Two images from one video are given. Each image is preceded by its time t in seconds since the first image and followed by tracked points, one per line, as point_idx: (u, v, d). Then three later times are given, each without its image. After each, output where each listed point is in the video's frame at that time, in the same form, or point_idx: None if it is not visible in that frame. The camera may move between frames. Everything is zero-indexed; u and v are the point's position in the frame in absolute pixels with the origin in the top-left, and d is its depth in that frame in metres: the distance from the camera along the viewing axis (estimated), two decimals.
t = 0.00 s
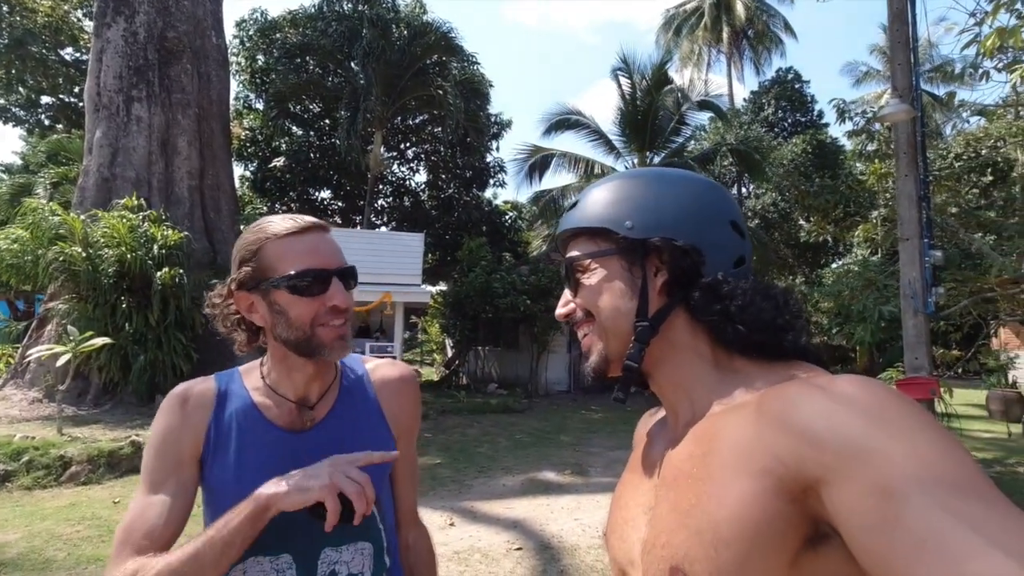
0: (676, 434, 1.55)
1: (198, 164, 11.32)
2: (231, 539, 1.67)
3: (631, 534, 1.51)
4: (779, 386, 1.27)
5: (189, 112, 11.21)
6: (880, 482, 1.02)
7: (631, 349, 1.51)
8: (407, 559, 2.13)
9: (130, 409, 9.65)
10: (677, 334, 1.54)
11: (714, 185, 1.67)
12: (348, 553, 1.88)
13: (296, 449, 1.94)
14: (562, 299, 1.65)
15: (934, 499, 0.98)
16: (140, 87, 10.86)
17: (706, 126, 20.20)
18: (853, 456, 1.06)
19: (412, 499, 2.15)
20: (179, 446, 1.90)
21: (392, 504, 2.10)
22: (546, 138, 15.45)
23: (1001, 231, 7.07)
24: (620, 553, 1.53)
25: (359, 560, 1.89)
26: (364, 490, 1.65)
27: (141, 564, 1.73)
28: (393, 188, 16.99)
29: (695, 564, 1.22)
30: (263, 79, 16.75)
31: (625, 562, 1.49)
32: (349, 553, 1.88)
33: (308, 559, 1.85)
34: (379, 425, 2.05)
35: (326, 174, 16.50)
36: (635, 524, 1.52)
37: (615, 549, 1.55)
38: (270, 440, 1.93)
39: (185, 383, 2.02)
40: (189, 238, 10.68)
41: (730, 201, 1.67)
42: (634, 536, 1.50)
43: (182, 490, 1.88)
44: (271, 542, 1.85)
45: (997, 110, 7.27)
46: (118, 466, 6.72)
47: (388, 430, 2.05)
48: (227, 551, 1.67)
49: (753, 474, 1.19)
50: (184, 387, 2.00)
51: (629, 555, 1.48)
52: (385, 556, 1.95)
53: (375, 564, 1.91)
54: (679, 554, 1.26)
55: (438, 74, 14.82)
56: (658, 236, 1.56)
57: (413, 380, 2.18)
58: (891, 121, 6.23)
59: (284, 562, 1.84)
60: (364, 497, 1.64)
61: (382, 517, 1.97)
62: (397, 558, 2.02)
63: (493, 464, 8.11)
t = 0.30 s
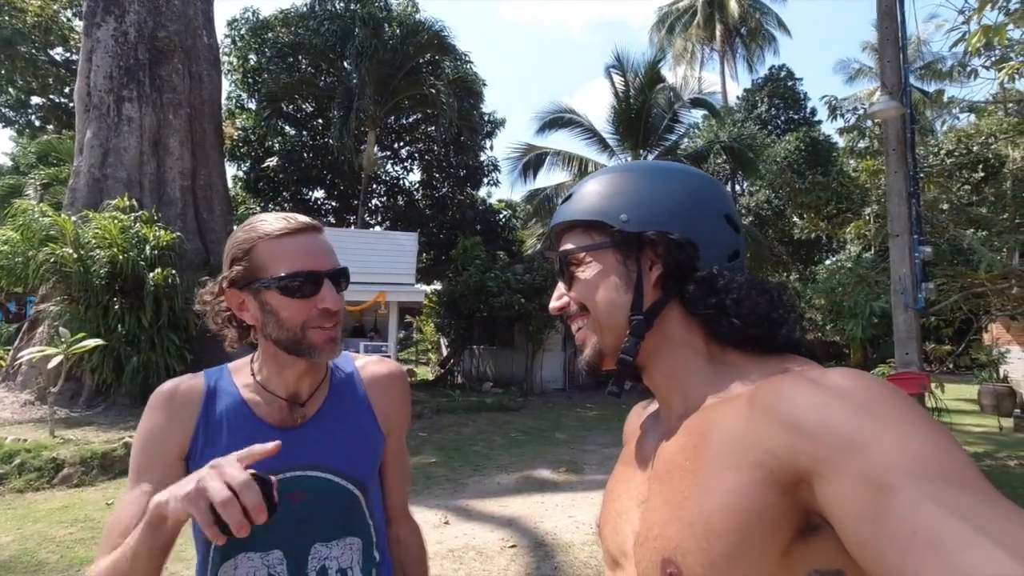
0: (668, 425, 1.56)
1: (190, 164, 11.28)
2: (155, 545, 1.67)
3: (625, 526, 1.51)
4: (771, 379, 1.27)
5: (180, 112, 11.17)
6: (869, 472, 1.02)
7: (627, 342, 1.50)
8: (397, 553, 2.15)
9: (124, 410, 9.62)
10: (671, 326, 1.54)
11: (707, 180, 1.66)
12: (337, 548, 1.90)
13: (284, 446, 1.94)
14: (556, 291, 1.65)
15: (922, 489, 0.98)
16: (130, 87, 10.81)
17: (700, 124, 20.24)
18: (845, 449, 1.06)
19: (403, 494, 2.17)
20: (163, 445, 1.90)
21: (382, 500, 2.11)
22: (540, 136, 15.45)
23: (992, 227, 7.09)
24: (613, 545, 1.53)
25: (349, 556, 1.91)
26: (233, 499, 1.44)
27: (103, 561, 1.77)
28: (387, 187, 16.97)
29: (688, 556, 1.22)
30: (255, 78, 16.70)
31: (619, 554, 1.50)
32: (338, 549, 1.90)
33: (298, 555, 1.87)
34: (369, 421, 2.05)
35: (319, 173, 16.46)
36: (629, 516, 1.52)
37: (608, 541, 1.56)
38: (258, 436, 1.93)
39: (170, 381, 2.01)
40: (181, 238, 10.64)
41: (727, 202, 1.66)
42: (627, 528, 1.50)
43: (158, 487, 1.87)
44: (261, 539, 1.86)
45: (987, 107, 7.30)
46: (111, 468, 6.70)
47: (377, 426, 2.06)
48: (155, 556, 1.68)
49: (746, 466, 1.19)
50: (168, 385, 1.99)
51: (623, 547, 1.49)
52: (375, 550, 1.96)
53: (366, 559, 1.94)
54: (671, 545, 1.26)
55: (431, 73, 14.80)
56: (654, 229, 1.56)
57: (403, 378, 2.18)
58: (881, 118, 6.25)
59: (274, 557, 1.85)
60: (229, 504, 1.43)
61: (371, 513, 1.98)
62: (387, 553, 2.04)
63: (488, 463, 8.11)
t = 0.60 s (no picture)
0: (664, 422, 1.56)
1: (185, 165, 11.26)
2: None
3: (617, 526, 1.52)
4: (773, 377, 1.27)
5: (176, 113, 11.15)
6: (872, 469, 1.02)
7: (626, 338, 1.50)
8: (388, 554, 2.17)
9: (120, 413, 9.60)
10: (669, 322, 1.55)
11: (708, 173, 1.66)
12: (331, 551, 1.93)
13: (279, 446, 1.94)
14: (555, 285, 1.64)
15: (925, 485, 0.98)
16: (125, 88, 10.79)
17: (696, 123, 20.26)
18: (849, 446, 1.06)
19: (396, 496, 2.16)
20: (151, 451, 1.91)
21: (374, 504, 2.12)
22: (536, 135, 15.43)
23: (988, 224, 7.08)
24: (604, 545, 1.54)
25: (342, 558, 1.95)
26: None
27: None
28: (383, 188, 16.95)
29: (689, 553, 1.22)
30: (251, 79, 16.68)
31: (610, 555, 1.50)
32: (332, 552, 1.93)
33: (291, 557, 1.90)
34: (364, 421, 2.05)
35: (315, 174, 16.44)
36: (621, 515, 1.52)
37: (596, 538, 1.57)
38: (254, 437, 1.93)
39: (160, 380, 2.00)
40: (177, 239, 10.62)
41: (729, 198, 1.66)
42: (620, 527, 1.51)
43: (140, 498, 1.93)
44: (256, 540, 1.89)
45: (981, 104, 7.32)
46: (107, 470, 6.68)
47: (371, 427, 2.06)
48: None
49: (747, 463, 1.19)
50: (158, 386, 1.98)
51: (616, 548, 1.49)
52: (367, 553, 2.01)
53: (356, 560, 1.98)
54: (672, 541, 1.27)
55: (427, 73, 14.80)
56: (653, 223, 1.55)
57: (397, 378, 2.18)
58: (874, 116, 6.26)
59: (267, 559, 1.88)
60: None
61: (365, 516, 2.00)
62: (376, 555, 2.07)
63: (485, 463, 8.10)
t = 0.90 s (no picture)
0: (651, 425, 1.56)
1: (184, 167, 11.27)
2: None
3: (606, 530, 1.51)
4: (761, 380, 1.27)
5: (173, 115, 11.14)
6: (859, 472, 1.02)
7: (621, 337, 1.50)
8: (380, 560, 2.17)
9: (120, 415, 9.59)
10: (661, 324, 1.55)
11: (695, 180, 1.67)
12: (322, 555, 1.94)
13: (271, 450, 1.95)
14: (546, 284, 1.64)
15: (910, 488, 0.98)
16: (123, 90, 10.79)
17: (695, 122, 20.27)
18: (836, 449, 1.06)
19: (387, 502, 2.18)
20: (144, 455, 1.91)
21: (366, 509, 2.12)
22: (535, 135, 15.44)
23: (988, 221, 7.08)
24: (592, 550, 1.53)
25: (333, 563, 1.95)
26: None
27: None
28: (382, 188, 16.95)
29: (674, 555, 1.21)
30: (249, 81, 16.67)
31: (599, 561, 1.49)
32: (323, 556, 1.94)
33: (281, 562, 1.90)
34: (356, 426, 2.06)
35: (314, 175, 16.45)
36: (609, 520, 1.52)
37: (585, 544, 1.56)
38: (243, 442, 1.94)
39: (151, 388, 2.00)
40: (176, 241, 10.62)
41: (715, 202, 1.68)
42: (608, 532, 1.51)
43: (145, 495, 1.93)
44: (246, 545, 1.89)
45: (979, 101, 7.31)
46: (106, 473, 6.69)
47: (364, 432, 2.07)
48: None
49: (735, 468, 1.19)
50: (149, 394, 1.98)
51: (604, 554, 1.48)
52: (357, 559, 2.02)
53: (347, 566, 1.98)
54: (657, 545, 1.26)
55: (426, 73, 14.84)
56: (650, 225, 1.56)
57: (390, 382, 2.20)
58: (872, 114, 6.26)
59: (257, 564, 1.88)
60: None
61: (356, 521, 2.01)
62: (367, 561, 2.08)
63: (485, 463, 8.11)
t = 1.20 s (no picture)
0: (649, 415, 1.58)
1: (188, 169, 11.31)
2: None
3: (603, 521, 1.53)
4: (759, 369, 1.29)
5: (178, 117, 11.19)
6: (859, 461, 1.03)
7: (627, 327, 1.52)
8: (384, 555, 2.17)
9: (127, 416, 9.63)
10: (660, 315, 1.57)
11: (677, 165, 1.71)
12: (316, 550, 1.94)
13: (265, 445, 1.98)
14: (541, 278, 1.64)
15: (912, 476, 0.99)
16: (127, 93, 10.85)
17: (699, 119, 20.26)
18: (834, 436, 1.07)
19: (390, 498, 2.19)
20: (149, 440, 2.00)
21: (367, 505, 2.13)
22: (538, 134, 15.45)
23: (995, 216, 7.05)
24: (592, 538, 1.56)
25: (328, 558, 1.95)
26: None
27: None
28: (385, 189, 16.99)
29: (675, 544, 1.24)
30: (253, 82, 16.72)
31: (597, 551, 1.51)
32: (317, 551, 1.94)
33: (274, 556, 1.92)
34: (355, 421, 2.07)
35: (319, 177, 16.50)
36: (606, 511, 1.54)
37: (585, 533, 1.59)
38: (239, 436, 1.97)
39: (153, 378, 2.08)
40: (181, 242, 10.66)
41: (700, 188, 1.71)
42: (605, 523, 1.53)
43: (153, 480, 2.03)
44: (240, 537, 1.91)
45: (984, 96, 7.29)
46: (113, 473, 6.73)
47: (364, 428, 2.07)
48: None
49: (734, 456, 1.21)
50: (151, 384, 2.07)
51: (601, 543, 1.50)
52: (357, 556, 2.02)
53: (346, 562, 1.98)
54: (659, 534, 1.28)
55: (428, 73, 14.83)
56: (652, 213, 1.58)
57: (393, 377, 2.19)
58: (876, 109, 6.25)
59: (250, 557, 1.90)
60: None
61: (355, 517, 2.02)
62: (368, 557, 2.08)
63: (490, 462, 8.13)
